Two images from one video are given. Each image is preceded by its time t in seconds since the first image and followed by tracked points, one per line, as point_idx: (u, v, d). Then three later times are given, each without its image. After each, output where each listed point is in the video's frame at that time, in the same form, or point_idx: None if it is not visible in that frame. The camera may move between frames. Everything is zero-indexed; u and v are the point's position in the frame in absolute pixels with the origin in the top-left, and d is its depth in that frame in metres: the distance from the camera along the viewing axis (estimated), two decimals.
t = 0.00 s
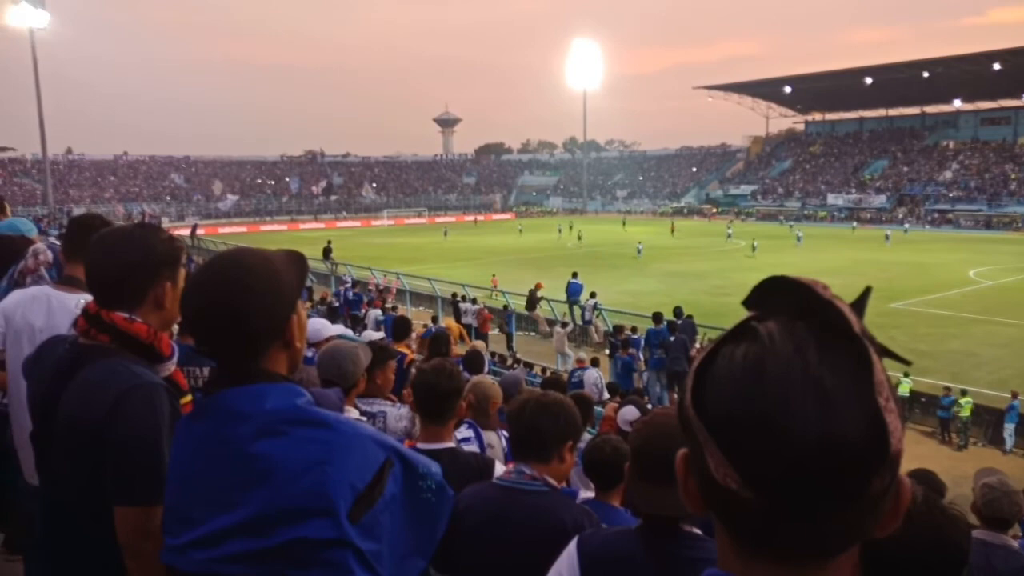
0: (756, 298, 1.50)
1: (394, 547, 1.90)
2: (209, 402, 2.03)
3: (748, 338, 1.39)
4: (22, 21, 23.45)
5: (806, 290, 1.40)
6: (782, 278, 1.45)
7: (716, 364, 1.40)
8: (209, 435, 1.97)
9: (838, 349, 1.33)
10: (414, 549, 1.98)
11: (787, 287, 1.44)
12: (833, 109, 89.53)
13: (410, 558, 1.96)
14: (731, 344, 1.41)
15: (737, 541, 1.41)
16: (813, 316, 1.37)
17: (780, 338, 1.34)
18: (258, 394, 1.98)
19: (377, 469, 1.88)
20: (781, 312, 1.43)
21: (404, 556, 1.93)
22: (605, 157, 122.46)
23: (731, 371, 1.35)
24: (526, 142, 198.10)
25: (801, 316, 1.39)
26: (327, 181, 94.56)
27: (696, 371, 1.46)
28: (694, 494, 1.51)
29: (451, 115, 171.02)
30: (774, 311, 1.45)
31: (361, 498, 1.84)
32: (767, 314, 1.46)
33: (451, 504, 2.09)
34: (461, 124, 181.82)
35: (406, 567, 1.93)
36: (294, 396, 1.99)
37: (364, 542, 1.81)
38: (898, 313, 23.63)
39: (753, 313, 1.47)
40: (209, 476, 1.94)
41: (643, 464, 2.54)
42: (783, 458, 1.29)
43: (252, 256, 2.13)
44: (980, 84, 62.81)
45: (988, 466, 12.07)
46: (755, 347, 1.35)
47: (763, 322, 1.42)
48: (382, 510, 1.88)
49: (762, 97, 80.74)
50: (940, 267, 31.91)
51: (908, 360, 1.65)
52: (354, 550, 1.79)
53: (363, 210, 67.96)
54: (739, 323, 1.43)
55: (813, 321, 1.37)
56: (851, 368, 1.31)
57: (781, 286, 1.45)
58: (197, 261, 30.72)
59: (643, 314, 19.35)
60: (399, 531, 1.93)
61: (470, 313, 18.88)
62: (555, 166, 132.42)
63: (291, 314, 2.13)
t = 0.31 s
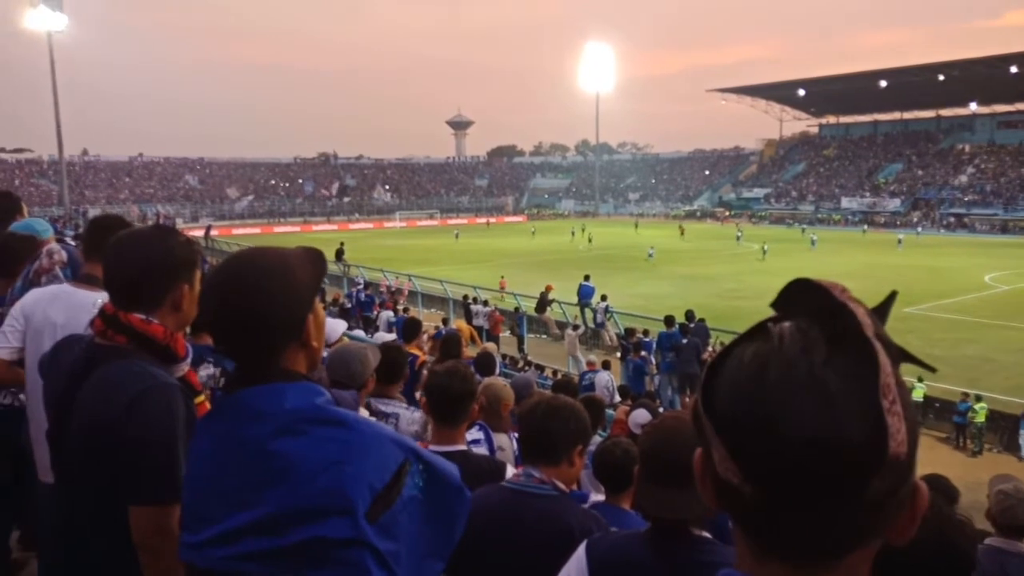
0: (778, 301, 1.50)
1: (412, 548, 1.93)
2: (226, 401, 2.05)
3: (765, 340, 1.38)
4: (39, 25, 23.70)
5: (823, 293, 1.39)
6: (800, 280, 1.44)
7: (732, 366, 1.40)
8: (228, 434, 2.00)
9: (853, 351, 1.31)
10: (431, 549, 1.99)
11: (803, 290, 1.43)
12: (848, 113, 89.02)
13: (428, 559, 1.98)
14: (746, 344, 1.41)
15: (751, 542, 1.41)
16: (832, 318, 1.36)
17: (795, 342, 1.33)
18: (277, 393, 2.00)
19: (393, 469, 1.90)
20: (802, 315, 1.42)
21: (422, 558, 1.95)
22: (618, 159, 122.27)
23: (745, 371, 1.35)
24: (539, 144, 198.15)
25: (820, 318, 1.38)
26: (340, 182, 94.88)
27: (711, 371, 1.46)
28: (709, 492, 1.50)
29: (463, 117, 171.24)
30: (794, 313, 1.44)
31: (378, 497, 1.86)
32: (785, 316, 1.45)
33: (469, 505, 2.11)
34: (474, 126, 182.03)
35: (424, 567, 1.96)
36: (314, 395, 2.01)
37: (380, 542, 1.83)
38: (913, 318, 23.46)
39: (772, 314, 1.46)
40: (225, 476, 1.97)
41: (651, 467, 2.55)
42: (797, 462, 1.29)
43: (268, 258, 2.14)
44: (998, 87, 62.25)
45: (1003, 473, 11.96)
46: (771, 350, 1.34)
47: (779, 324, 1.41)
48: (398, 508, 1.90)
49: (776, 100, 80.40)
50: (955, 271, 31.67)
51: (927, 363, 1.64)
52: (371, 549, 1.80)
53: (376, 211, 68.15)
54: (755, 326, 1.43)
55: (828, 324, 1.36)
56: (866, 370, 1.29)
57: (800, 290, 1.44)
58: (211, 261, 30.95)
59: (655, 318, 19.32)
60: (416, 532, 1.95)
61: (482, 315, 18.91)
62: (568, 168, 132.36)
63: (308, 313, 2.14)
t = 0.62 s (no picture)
0: (811, 299, 1.46)
1: (427, 541, 1.93)
2: (245, 392, 2.08)
3: (795, 335, 1.35)
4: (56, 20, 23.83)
5: (858, 291, 1.35)
6: (836, 279, 1.41)
7: (757, 359, 1.37)
8: (246, 425, 2.02)
9: (891, 347, 1.27)
10: (445, 542, 1.99)
11: (843, 287, 1.39)
12: (863, 110, 88.44)
13: (442, 552, 1.98)
14: (776, 339, 1.38)
15: (770, 530, 1.38)
16: (865, 314, 1.33)
17: (827, 339, 1.30)
18: (295, 385, 2.02)
19: (409, 462, 1.91)
20: (834, 312, 1.39)
21: (435, 550, 1.95)
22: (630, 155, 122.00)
23: (773, 366, 1.32)
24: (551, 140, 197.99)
25: (854, 317, 1.34)
26: (353, 178, 95.10)
27: (739, 367, 1.44)
28: (732, 484, 1.48)
29: (476, 114, 171.39)
30: (830, 310, 1.40)
31: (393, 492, 1.87)
32: (819, 312, 1.41)
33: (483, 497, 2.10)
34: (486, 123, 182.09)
35: (436, 561, 1.96)
36: (328, 388, 2.04)
37: (397, 533, 1.84)
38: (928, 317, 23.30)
39: (807, 311, 1.43)
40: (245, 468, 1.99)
41: (657, 465, 2.54)
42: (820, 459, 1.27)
43: (285, 252, 2.16)
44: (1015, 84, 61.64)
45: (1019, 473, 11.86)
46: (801, 343, 1.31)
47: (812, 320, 1.38)
48: (414, 500, 1.91)
49: (791, 96, 79.96)
50: (970, 270, 31.43)
51: (958, 361, 1.61)
52: (387, 542, 1.82)
53: (389, 208, 68.27)
54: (789, 323, 1.39)
55: (857, 321, 1.33)
56: (901, 365, 1.26)
57: (836, 289, 1.41)
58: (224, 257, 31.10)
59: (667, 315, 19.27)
60: (431, 524, 1.96)
61: (492, 311, 18.92)
62: (580, 165, 132.24)
63: (321, 310, 2.15)
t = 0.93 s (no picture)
0: (852, 303, 1.40)
1: (435, 535, 1.94)
2: (258, 387, 2.08)
3: (834, 332, 1.29)
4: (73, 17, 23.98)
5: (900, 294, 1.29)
6: (887, 285, 1.35)
7: (791, 357, 1.29)
8: (257, 419, 2.03)
9: (930, 351, 1.22)
10: (453, 536, 2.00)
11: (890, 293, 1.34)
12: (880, 106, 87.75)
13: (450, 545, 1.99)
14: (811, 338, 1.30)
15: (785, 535, 1.32)
16: (911, 317, 1.27)
17: (868, 337, 1.24)
18: (308, 379, 2.03)
19: (419, 459, 1.92)
20: (880, 319, 1.34)
21: (443, 545, 1.97)
22: (644, 151, 121.65)
23: (809, 364, 1.24)
24: (565, 136, 197.75)
25: (902, 324, 1.28)
26: (366, 175, 95.37)
27: (768, 367, 1.35)
28: (751, 481, 1.41)
29: (489, 110, 171.44)
30: (877, 315, 1.35)
31: (403, 487, 1.88)
32: (863, 315, 1.37)
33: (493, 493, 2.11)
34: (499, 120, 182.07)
35: (445, 557, 1.97)
36: (340, 382, 2.03)
37: (408, 528, 1.86)
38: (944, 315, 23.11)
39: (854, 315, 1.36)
40: (257, 461, 1.99)
41: (664, 462, 2.51)
42: (857, 463, 1.19)
43: (299, 249, 2.16)
44: None
45: None
46: (841, 343, 1.24)
47: (855, 321, 1.30)
48: (425, 496, 1.92)
49: (806, 92, 79.46)
50: (987, 268, 31.13)
51: (985, 370, 1.55)
52: (399, 537, 1.84)
53: (402, 203, 68.42)
54: (835, 324, 1.32)
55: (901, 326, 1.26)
56: (940, 371, 1.20)
57: (882, 295, 1.36)
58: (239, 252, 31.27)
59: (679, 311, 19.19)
60: (440, 520, 1.97)
61: (504, 307, 18.90)
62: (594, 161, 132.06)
63: (334, 306, 2.15)
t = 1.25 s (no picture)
0: (835, 293, 1.38)
1: (451, 530, 1.96)
2: (270, 385, 2.10)
3: (831, 330, 1.26)
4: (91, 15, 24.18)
5: (908, 292, 1.26)
6: (860, 272, 1.30)
7: (794, 357, 1.26)
8: (272, 415, 2.05)
9: (933, 350, 1.20)
10: (468, 529, 2.01)
11: (873, 284, 1.30)
12: (898, 100, 86.92)
13: (464, 540, 1.99)
14: (815, 337, 1.28)
15: (793, 537, 1.31)
16: (901, 309, 1.25)
17: (866, 333, 1.22)
18: (320, 375, 2.04)
19: (431, 454, 1.93)
20: (859, 309, 1.30)
21: (458, 540, 1.97)
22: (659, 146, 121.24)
23: (815, 365, 1.21)
24: (579, 131, 197.57)
25: (886, 314, 1.26)
26: (381, 170, 95.68)
27: (773, 366, 1.33)
28: (755, 482, 1.39)
29: (503, 106, 171.41)
30: (854, 306, 1.32)
31: (416, 482, 1.89)
32: (843, 308, 1.33)
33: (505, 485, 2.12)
34: (513, 114, 181.86)
35: (460, 551, 1.98)
36: (353, 379, 2.05)
37: (421, 524, 1.88)
38: (962, 311, 22.90)
39: (835, 309, 1.32)
40: (271, 456, 2.01)
41: (674, 458, 2.50)
42: (865, 467, 1.17)
43: (310, 245, 2.17)
44: None
45: None
46: (841, 343, 1.22)
47: (846, 317, 1.28)
48: (438, 491, 1.93)
49: (822, 86, 78.87)
50: (1007, 263, 30.79)
51: (993, 365, 1.53)
52: (412, 531, 1.86)
53: (417, 199, 68.58)
54: (817, 317, 1.29)
55: (907, 321, 1.24)
56: (946, 373, 1.19)
57: (863, 284, 1.32)
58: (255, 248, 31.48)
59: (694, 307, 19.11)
60: (454, 514, 1.98)
61: (518, 303, 18.93)
62: (608, 156, 131.84)
63: (347, 302, 2.16)
